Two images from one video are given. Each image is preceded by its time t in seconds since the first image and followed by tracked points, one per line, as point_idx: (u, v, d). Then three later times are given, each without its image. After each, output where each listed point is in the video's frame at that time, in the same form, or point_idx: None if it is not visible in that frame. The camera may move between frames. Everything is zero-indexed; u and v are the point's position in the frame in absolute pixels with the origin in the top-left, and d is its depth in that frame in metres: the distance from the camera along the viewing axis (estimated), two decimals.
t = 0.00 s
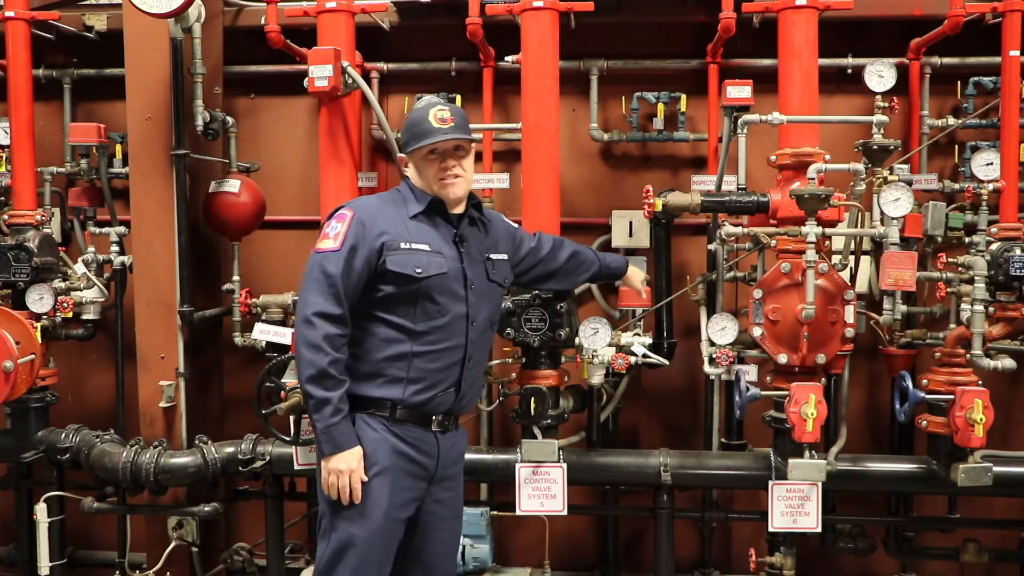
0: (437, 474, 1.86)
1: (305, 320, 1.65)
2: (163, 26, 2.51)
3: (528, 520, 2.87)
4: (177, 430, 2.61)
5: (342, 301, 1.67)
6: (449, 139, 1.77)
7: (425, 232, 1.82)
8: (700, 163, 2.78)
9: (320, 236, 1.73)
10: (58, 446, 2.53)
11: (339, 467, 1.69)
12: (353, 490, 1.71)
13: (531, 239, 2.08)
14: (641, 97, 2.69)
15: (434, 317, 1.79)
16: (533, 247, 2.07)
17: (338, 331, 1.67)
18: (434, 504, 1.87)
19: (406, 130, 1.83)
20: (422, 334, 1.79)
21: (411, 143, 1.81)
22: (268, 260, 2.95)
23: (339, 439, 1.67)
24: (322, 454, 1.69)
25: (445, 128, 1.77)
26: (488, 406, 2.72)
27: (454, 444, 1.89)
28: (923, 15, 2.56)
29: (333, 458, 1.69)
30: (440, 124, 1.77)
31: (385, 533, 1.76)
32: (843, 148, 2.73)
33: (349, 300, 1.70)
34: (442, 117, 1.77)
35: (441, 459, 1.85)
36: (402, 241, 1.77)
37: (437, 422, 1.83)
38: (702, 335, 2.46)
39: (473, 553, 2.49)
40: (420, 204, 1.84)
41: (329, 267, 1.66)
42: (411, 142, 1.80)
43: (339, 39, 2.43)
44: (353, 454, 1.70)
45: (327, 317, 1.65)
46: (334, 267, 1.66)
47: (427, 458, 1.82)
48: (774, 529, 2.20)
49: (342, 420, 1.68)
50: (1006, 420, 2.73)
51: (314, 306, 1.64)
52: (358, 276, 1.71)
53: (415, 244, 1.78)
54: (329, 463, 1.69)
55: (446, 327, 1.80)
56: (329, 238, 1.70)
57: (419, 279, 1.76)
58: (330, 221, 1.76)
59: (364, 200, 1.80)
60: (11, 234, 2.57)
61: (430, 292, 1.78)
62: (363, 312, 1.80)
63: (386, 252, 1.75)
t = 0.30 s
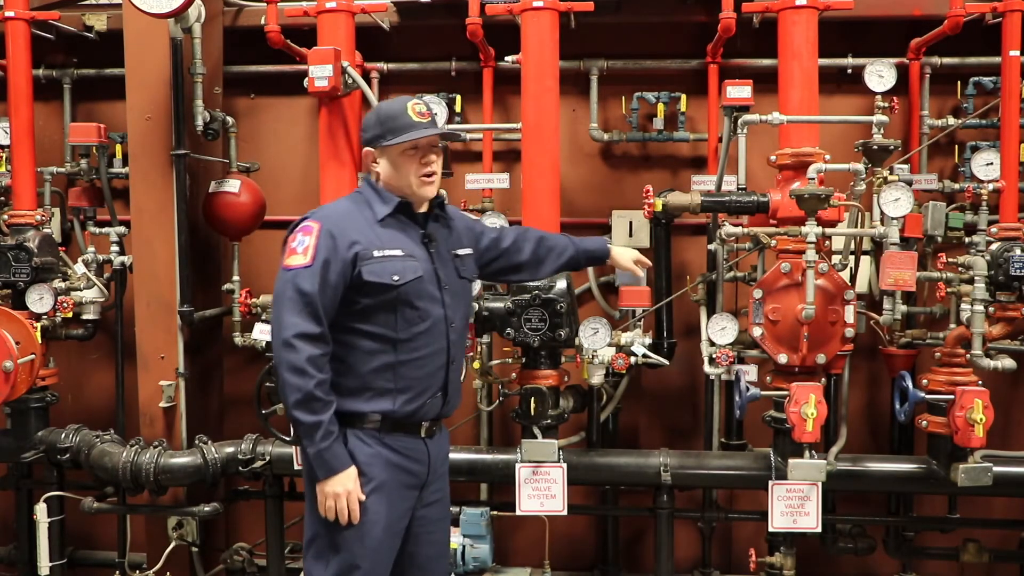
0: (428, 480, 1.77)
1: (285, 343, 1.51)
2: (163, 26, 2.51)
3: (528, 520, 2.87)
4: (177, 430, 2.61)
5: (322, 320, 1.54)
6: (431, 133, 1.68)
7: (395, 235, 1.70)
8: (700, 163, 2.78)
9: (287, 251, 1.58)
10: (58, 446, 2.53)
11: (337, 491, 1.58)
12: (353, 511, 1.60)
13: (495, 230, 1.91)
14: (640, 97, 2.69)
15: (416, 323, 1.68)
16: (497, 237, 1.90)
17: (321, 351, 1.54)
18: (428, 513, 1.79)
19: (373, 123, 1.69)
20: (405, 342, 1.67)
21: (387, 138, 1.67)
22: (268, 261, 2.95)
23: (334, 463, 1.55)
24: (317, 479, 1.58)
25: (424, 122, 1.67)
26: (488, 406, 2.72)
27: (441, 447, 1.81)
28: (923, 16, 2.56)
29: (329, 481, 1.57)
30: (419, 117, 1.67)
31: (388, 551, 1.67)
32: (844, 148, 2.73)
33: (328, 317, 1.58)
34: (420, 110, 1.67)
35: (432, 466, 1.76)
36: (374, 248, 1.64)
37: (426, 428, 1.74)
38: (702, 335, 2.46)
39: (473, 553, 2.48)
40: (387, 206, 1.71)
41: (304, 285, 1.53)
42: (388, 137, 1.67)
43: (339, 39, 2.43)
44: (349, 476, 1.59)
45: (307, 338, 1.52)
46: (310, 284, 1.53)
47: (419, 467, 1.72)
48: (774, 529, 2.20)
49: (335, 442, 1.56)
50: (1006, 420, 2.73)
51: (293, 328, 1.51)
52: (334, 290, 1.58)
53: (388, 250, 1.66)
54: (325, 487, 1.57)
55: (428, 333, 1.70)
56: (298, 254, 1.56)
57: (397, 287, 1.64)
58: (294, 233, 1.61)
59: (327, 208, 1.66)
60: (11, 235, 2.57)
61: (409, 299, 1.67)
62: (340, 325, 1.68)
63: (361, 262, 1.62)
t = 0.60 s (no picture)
0: (403, 491, 1.66)
1: (251, 378, 1.35)
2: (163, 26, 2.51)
3: (528, 520, 2.87)
4: (177, 430, 2.61)
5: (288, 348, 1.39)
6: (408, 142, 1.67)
7: (347, 244, 1.56)
8: (700, 163, 2.78)
9: (236, 276, 1.41)
10: (58, 446, 2.53)
11: (314, 528, 1.43)
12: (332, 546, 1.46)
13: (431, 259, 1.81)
14: (640, 97, 2.69)
15: (381, 335, 1.56)
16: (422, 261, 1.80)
17: (289, 382, 1.39)
18: (405, 526, 1.68)
19: (367, 125, 1.54)
20: (371, 356, 1.55)
21: (387, 141, 1.58)
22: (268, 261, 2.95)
23: (310, 498, 1.41)
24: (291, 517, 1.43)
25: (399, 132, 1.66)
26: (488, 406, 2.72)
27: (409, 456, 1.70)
28: (923, 16, 2.56)
29: (306, 519, 1.42)
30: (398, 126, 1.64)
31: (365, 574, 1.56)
32: (844, 148, 2.73)
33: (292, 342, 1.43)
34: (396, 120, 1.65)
35: (405, 477, 1.66)
36: (331, 261, 1.50)
37: (396, 439, 1.62)
38: (702, 335, 2.46)
39: (473, 553, 2.46)
40: (335, 214, 1.56)
41: (265, 311, 1.37)
42: (388, 139, 1.59)
43: (340, 39, 2.43)
44: (326, 509, 1.44)
45: (274, 369, 1.37)
46: (272, 310, 1.37)
47: (393, 480, 1.62)
48: (774, 529, 2.20)
49: (309, 477, 1.42)
50: (1006, 420, 2.73)
51: (259, 360, 1.35)
52: (296, 311, 1.43)
53: (344, 261, 1.52)
54: (301, 526, 1.42)
55: (393, 343, 1.58)
56: (251, 278, 1.39)
57: (360, 300, 1.52)
58: (241, 255, 1.43)
59: (272, 222, 1.49)
60: (11, 235, 2.57)
61: (373, 310, 1.54)
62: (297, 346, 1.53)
63: (319, 278, 1.48)
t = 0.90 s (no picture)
0: (360, 493, 1.67)
1: (208, 390, 1.34)
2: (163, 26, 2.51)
3: (528, 519, 2.88)
4: (177, 430, 2.61)
5: (248, 358, 1.38)
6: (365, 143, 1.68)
7: (303, 247, 1.56)
8: (700, 163, 2.78)
9: (193, 282, 1.39)
10: (58, 446, 2.53)
11: (256, 556, 1.40)
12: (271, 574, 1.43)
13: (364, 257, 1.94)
14: (640, 97, 2.69)
15: (339, 340, 1.57)
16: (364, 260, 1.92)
17: (246, 395, 1.38)
18: (362, 529, 1.68)
19: (316, 126, 1.54)
20: (331, 361, 1.56)
21: (341, 143, 1.58)
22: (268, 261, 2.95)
23: (257, 523, 1.39)
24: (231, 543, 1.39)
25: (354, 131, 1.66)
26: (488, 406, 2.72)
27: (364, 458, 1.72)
28: (923, 16, 2.56)
29: (249, 545, 1.39)
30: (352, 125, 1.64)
31: None
32: (844, 148, 2.73)
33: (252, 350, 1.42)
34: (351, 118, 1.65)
35: (362, 479, 1.68)
36: (290, 265, 1.50)
37: (352, 442, 1.65)
38: (702, 335, 2.46)
39: (473, 553, 2.45)
40: (290, 216, 1.56)
41: (226, 320, 1.36)
42: (341, 141, 1.59)
43: (340, 39, 2.43)
44: (270, 537, 1.41)
45: (234, 381, 1.36)
46: (233, 319, 1.36)
47: (351, 483, 1.63)
48: (774, 529, 2.19)
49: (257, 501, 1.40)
50: (1006, 420, 2.73)
51: (218, 372, 1.34)
52: (256, 318, 1.42)
53: (303, 265, 1.53)
54: (244, 552, 1.39)
55: (351, 347, 1.60)
56: (210, 284, 1.38)
57: (321, 305, 1.53)
58: (197, 260, 1.40)
59: (228, 225, 1.47)
60: (11, 235, 2.57)
61: (332, 315, 1.56)
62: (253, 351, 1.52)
63: (279, 283, 1.47)
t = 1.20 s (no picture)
0: (341, 492, 1.67)
1: (177, 396, 1.34)
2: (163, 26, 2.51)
3: (528, 519, 2.88)
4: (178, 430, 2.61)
5: (218, 362, 1.38)
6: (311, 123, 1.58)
7: (273, 247, 1.56)
8: (700, 163, 2.78)
9: (159, 289, 1.39)
10: (57, 446, 2.52)
11: (242, 557, 1.41)
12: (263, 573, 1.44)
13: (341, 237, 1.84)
14: (641, 97, 2.69)
15: (312, 340, 1.57)
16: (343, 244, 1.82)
17: (218, 399, 1.38)
18: (344, 528, 1.69)
19: (241, 117, 1.51)
20: (304, 362, 1.56)
21: (265, 132, 1.52)
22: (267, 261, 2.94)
23: (238, 525, 1.39)
24: (217, 546, 1.41)
25: (299, 112, 1.57)
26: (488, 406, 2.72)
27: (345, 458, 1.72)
28: (923, 16, 2.56)
29: (234, 547, 1.40)
30: (294, 106, 1.57)
31: None
32: (844, 148, 2.73)
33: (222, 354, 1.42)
34: (293, 99, 1.57)
35: (343, 478, 1.67)
36: (259, 267, 1.50)
37: (332, 441, 1.65)
38: (702, 335, 2.46)
39: (473, 553, 2.44)
40: (258, 215, 1.56)
41: (191, 325, 1.36)
42: (268, 130, 1.52)
43: (339, 39, 2.43)
44: (255, 539, 1.42)
45: (203, 386, 1.36)
46: (199, 324, 1.36)
47: (331, 483, 1.63)
48: (774, 529, 2.19)
49: (239, 501, 1.41)
50: (1006, 420, 2.73)
51: (187, 377, 1.34)
52: (225, 322, 1.42)
53: (272, 266, 1.52)
54: (230, 555, 1.40)
55: (324, 347, 1.60)
56: (176, 290, 1.38)
57: (290, 306, 1.52)
58: (162, 265, 1.41)
59: (194, 228, 1.47)
60: (11, 235, 2.57)
61: (303, 315, 1.55)
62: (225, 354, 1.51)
63: (247, 286, 1.47)
